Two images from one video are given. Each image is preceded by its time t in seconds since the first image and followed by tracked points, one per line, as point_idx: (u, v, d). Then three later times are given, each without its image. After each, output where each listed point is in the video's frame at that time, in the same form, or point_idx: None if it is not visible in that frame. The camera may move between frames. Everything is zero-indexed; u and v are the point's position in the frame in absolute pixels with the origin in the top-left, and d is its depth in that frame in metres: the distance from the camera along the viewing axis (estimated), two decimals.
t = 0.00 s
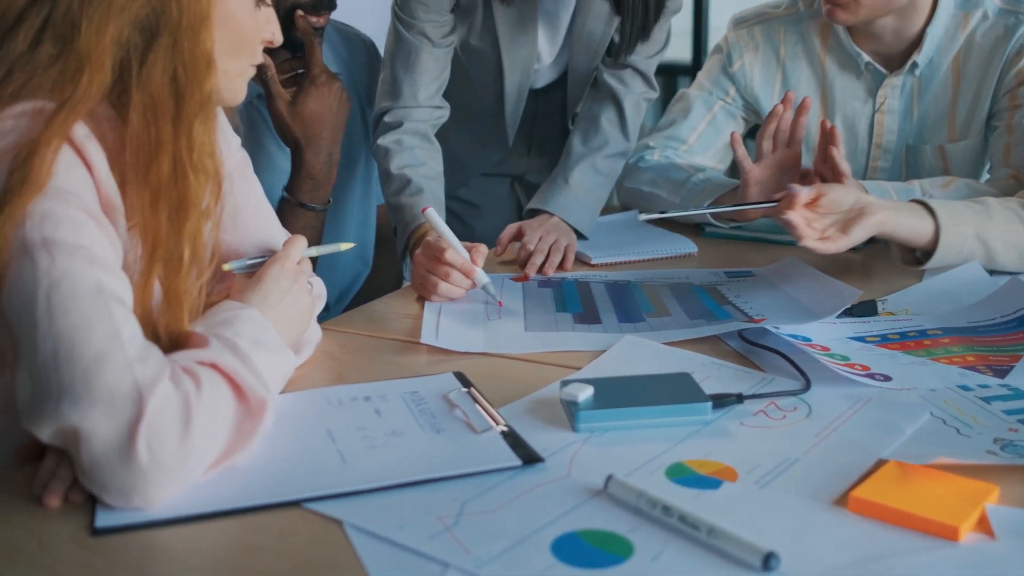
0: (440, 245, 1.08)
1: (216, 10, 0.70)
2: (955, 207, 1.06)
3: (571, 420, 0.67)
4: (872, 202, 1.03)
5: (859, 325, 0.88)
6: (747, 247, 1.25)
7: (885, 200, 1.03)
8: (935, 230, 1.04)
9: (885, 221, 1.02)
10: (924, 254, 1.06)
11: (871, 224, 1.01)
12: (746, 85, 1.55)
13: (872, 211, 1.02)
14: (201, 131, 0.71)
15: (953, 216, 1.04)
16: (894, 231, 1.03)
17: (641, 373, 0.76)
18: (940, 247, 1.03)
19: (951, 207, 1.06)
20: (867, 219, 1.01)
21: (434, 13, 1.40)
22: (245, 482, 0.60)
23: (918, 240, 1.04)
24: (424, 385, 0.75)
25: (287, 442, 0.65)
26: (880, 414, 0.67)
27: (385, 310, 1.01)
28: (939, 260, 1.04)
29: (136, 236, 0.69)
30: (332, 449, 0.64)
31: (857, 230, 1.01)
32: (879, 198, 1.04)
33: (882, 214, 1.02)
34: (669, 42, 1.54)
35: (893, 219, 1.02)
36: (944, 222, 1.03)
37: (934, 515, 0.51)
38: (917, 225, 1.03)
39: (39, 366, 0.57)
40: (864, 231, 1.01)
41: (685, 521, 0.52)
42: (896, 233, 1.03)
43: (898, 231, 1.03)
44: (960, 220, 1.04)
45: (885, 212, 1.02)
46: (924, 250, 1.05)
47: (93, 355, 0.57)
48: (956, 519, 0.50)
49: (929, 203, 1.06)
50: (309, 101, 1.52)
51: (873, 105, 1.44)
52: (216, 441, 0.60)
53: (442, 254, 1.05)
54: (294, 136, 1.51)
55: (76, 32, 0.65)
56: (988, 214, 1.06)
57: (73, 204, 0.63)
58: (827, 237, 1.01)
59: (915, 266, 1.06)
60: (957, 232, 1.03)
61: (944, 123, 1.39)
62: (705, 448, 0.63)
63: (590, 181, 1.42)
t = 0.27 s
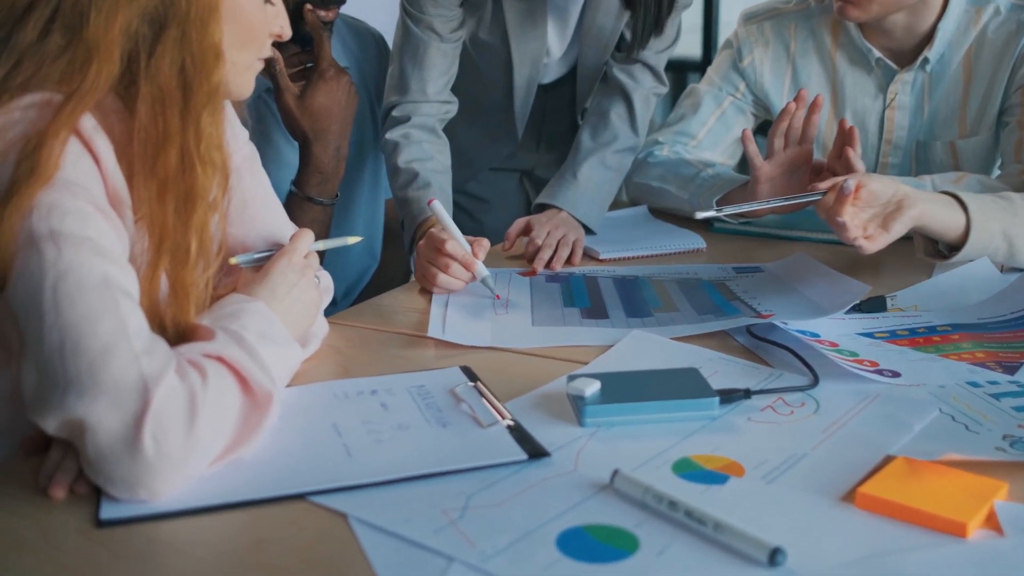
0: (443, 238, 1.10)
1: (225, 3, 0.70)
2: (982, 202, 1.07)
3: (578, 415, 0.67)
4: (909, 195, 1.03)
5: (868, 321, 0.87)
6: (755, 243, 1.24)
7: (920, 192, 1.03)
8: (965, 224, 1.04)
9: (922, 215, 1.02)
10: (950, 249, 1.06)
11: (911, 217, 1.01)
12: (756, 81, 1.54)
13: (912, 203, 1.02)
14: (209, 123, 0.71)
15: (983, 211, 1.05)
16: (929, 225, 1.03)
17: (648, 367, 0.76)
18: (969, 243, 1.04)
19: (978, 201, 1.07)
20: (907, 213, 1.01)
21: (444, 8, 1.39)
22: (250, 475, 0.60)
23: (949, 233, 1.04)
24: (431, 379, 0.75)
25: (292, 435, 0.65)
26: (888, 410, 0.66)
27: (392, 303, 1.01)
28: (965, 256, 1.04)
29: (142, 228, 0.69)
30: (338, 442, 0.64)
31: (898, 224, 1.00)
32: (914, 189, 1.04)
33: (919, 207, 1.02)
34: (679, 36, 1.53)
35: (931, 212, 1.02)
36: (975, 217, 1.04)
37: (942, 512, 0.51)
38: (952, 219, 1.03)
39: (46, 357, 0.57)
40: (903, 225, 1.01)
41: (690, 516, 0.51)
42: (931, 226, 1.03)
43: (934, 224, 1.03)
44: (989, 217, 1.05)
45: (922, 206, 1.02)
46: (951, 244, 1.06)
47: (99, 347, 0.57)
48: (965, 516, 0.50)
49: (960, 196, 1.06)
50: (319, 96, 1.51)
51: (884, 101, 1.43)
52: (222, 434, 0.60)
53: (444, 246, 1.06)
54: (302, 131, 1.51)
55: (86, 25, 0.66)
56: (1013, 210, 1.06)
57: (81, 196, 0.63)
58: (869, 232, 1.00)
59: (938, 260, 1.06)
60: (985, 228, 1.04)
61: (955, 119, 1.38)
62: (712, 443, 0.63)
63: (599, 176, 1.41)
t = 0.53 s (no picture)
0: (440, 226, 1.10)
1: None
2: (987, 197, 1.07)
3: (573, 405, 0.66)
4: (915, 193, 1.03)
5: (865, 312, 0.87)
6: (753, 234, 1.24)
7: (925, 191, 1.04)
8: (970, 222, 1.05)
9: (926, 214, 1.02)
10: (953, 246, 1.06)
11: (914, 217, 1.02)
12: (755, 72, 1.54)
13: (918, 202, 1.02)
14: (205, 112, 0.70)
15: (988, 208, 1.05)
16: (931, 223, 1.03)
17: (643, 357, 0.76)
18: (973, 240, 1.04)
19: (983, 197, 1.07)
20: (910, 213, 1.01)
21: None
22: (243, 464, 0.59)
23: (952, 230, 1.04)
24: (426, 368, 0.75)
25: (286, 425, 0.65)
26: (885, 400, 0.66)
27: (387, 293, 1.00)
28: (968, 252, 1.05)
29: (136, 216, 0.69)
30: (331, 432, 0.63)
31: (900, 224, 1.01)
32: (920, 187, 1.05)
33: (924, 207, 1.02)
34: (679, 27, 1.52)
35: (935, 210, 1.03)
36: (979, 214, 1.04)
37: (938, 502, 0.50)
38: (956, 215, 1.04)
39: (38, 345, 0.57)
40: (906, 225, 1.02)
41: (685, 506, 0.51)
42: (935, 223, 1.03)
43: (937, 221, 1.03)
44: (993, 213, 1.05)
45: (927, 205, 1.02)
46: (954, 240, 1.06)
47: (92, 335, 0.56)
48: (960, 505, 0.50)
49: (965, 193, 1.06)
50: (316, 86, 1.51)
51: (883, 93, 1.42)
52: (215, 423, 0.60)
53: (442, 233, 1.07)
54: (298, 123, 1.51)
55: (81, 11, 0.65)
56: (1018, 207, 1.06)
57: (73, 183, 0.62)
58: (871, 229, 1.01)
59: (940, 255, 1.06)
60: (990, 225, 1.04)
61: (954, 112, 1.37)
62: (708, 434, 0.62)
63: (596, 167, 1.41)
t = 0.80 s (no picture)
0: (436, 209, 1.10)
1: None
2: (973, 185, 1.06)
3: (565, 391, 0.66)
4: (893, 185, 1.01)
5: (858, 299, 0.87)
6: (747, 223, 1.24)
7: (904, 182, 1.02)
8: (953, 211, 1.04)
9: (905, 207, 1.00)
10: (939, 235, 1.07)
11: (894, 210, 1.00)
12: (748, 60, 1.52)
13: (899, 195, 1.00)
14: (193, 97, 0.70)
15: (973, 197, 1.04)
16: (912, 215, 1.02)
17: (636, 344, 0.75)
18: (957, 230, 1.04)
19: (969, 185, 1.06)
20: (888, 206, 0.99)
21: None
22: (233, 451, 0.59)
23: (937, 220, 1.04)
24: (417, 355, 0.75)
25: (276, 412, 0.64)
26: (877, 387, 0.66)
27: (379, 280, 1.00)
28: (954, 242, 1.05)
29: (124, 202, 0.68)
30: (321, 418, 0.63)
31: (877, 219, 0.98)
32: (900, 178, 1.03)
33: (903, 199, 1.00)
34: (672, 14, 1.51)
35: (917, 201, 1.01)
36: (964, 204, 1.04)
37: (930, 489, 0.50)
38: (939, 206, 1.03)
39: (25, 332, 0.56)
40: (884, 219, 0.99)
41: (677, 493, 0.51)
42: (918, 214, 1.02)
43: (920, 212, 1.02)
44: (978, 202, 1.04)
45: (906, 198, 1.00)
46: (940, 230, 1.07)
47: (79, 322, 0.56)
48: (951, 492, 0.50)
49: (950, 181, 1.06)
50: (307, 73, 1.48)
51: (877, 81, 1.41)
52: (204, 410, 0.59)
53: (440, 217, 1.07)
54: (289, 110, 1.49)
55: None
56: (1005, 196, 1.06)
57: (60, 167, 0.61)
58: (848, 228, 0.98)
59: (927, 247, 1.08)
60: (975, 214, 1.04)
61: (948, 99, 1.37)
62: (700, 421, 0.62)
63: (589, 155, 1.40)
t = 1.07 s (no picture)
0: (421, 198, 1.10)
1: None
2: (958, 179, 1.05)
3: (558, 383, 0.65)
4: (869, 184, 1.00)
5: (853, 290, 0.86)
6: (741, 213, 1.23)
7: (883, 180, 1.01)
8: (937, 208, 1.03)
9: (881, 206, 1.00)
10: (927, 231, 1.05)
11: (864, 211, 0.99)
12: (743, 49, 1.52)
13: (872, 195, 1.00)
14: (183, 84, 0.69)
15: (956, 191, 1.03)
16: (889, 213, 1.01)
17: (630, 335, 0.75)
18: (942, 225, 1.03)
19: (955, 179, 1.05)
20: (859, 206, 0.99)
21: None
22: (223, 443, 0.58)
23: (919, 217, 1.03)
24: (409, 346, 0.74)
25: (266, 403, 0.63)
26: (872, 379, 0.65)
27: (371, 270, 0.99)
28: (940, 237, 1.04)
29: (112, 190, 0.67)
30: (311, 410, 0.62)
31: (843, 219, 0.99)
32: (881, 176, 1.02)
33: (877, 199, 1.00)
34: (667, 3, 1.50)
35: (893, 201, 1.01)
36: (947, 200, 1.03)
37: (926, 482, 0.50)
38: (921, 204, 1.02)
39: (12, 322, 0.55)
40: (852, 218, 1.00)
41: (671, 485, 0.50)
42: (895, 213, 1.01)
43: (898, 211, 1.01)
44: (963, 196, 1.03)
45: (882, 197, 1.00)
46: (928, 226, 1.05)
47: (67, 312, 0.55)
48: (948, 486, 0.50)
49: (933, 177, 1.05)
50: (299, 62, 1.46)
51: (872, 71, 1.41)
52: (193, 402, 0.59)
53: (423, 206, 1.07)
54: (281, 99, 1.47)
55: None
56: (993, 188, 1.04)
57: (46, 155, 0.60)
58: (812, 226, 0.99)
59: (916, 242, 1.06)
60: (960, 208, 1.03)
61: (944, 89, 1.37)
62: (694, 413, 0.62)
63: (584, 145, 1.39)
